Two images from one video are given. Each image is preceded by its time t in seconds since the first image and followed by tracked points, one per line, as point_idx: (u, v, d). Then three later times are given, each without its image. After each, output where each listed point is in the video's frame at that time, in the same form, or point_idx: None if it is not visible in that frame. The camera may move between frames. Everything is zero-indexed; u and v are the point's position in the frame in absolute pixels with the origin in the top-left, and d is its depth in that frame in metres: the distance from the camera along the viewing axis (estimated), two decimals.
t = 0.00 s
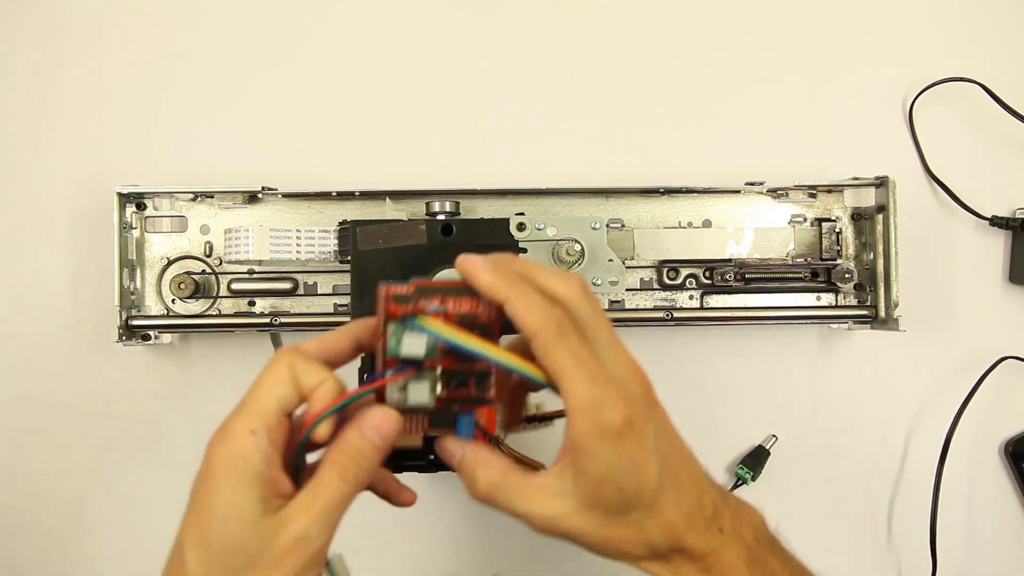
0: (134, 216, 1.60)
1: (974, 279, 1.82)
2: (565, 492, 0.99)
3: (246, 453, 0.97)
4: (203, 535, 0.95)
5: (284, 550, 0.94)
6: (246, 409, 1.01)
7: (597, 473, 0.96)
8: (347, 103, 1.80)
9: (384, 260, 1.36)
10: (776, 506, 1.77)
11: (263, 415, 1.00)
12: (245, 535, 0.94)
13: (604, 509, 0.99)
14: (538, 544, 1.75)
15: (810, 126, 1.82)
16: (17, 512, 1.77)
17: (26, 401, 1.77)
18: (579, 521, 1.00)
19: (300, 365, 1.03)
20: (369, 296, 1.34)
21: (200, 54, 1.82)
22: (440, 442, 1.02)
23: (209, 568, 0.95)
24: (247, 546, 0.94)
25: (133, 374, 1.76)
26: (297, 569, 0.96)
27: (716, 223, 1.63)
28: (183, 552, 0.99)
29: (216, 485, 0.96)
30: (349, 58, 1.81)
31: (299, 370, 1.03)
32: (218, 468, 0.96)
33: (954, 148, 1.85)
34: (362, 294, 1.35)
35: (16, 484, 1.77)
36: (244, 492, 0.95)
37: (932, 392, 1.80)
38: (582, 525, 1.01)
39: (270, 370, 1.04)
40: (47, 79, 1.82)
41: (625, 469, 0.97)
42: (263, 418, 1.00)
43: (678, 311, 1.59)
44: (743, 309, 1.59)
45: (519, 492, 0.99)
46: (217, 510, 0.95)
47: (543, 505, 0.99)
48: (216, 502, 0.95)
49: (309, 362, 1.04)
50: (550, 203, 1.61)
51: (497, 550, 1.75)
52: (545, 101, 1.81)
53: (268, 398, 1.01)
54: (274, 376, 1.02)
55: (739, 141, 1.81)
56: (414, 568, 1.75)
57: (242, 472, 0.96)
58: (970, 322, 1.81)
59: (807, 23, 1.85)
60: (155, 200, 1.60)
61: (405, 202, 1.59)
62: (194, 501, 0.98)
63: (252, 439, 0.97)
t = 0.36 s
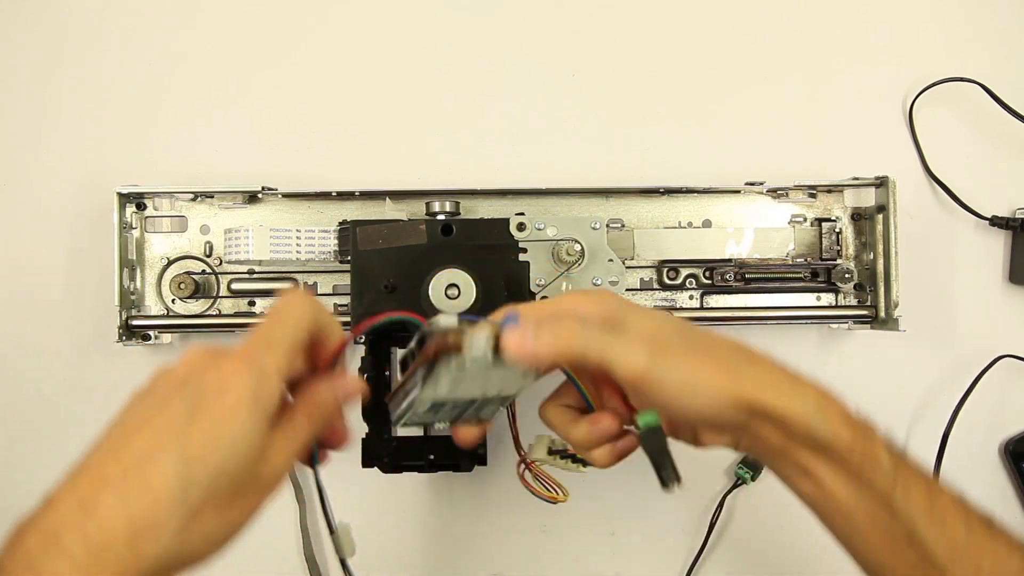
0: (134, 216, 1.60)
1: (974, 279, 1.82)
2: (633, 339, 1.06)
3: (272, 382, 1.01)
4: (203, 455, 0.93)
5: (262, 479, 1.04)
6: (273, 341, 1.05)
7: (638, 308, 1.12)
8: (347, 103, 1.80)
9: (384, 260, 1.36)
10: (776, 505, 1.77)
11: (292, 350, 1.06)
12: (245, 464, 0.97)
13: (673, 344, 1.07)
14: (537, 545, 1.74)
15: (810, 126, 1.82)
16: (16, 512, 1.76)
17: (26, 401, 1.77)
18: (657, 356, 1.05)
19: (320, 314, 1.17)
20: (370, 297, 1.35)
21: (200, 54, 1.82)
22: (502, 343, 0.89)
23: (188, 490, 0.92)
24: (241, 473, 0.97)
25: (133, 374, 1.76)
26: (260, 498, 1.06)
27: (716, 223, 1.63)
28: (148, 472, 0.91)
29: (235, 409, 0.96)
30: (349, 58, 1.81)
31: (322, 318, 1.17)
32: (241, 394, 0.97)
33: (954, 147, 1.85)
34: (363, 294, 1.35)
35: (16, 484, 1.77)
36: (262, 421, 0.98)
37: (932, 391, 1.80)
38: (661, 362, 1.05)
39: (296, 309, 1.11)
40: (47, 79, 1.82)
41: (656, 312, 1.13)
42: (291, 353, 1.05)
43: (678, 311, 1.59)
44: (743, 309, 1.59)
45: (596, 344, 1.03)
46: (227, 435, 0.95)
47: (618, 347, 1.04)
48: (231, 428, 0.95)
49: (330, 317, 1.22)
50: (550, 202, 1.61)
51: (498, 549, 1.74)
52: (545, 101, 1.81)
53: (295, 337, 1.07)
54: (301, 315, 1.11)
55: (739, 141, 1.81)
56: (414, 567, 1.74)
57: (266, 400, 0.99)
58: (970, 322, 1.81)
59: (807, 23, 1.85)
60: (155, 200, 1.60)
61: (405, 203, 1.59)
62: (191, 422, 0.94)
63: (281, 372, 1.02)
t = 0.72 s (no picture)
0: (134, 216, 1.60)
1: (974, 279, 1.82)
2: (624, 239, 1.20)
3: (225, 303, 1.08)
4: (190, 384, 1.07)
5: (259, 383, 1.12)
6: (221, 261, 1.11)
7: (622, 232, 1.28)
8: (346, 103, 1.80)
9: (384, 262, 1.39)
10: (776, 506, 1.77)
11: (239, 265, 1.11)
12: (229, 381, 1.09)
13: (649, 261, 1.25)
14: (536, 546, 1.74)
15: (810, 126, 1.82)
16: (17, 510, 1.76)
17: (26, 401, 1.77)
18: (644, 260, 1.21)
19: (272, 210, 1.18)
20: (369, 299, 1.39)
21: (200, 54, 1.82)
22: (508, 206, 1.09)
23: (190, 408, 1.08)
24: (230, 391, 1.09)
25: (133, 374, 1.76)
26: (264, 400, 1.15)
27: (716, 223, 1.62)
28: (162, 403, 1.10)
29: (200, 340, 1.08)
30: (349, 58, 1.81)
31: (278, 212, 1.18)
32: (202, 324, 1.08)
33: (954, 147, 1.85)
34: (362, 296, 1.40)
35: (16, 485, 1.76)
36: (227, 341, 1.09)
37: (932, 391, 1.80)
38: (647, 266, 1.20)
39: (240, 218, 1.15)
40: (47, 79, 1.82)
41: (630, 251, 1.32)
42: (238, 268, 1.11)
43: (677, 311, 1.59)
44: (743, 309, 1.59)
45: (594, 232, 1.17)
46: (203, 361, 1.08)
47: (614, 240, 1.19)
48: (202, 357, 1.08)
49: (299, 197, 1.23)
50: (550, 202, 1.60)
51: (499, 549, 1.74)
52: (545, 101, 1.81)
53: (245, 254, 1.12)
54: (246, 224, 1.14)
55: (739, 141, 1.81)
56: (414, 568, 1.73)
57: (223, 320, 1.08)
58: (970, 322, 1.81)
59: (807, 23, 1.85)
60: (155, 200, 1.60)
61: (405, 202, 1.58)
62: (174, 357, 1.09)
63: (232, 289, 1.09)
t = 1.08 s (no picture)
0: (134, 216, 1.60)
1: (974, 279, 1.82)
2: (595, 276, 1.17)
3: (280, 449, 0.94)
4: (238, 517, 0.99)
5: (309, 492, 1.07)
6: (271, 403, 0.92)
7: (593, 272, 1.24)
8: (346, 103, 1.80)
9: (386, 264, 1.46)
10: (776, 506, 1.77)
11: (298, 403, 0.93)
12: (283, 507, 1.03)
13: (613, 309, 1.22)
14: (536, 546, 1.74)
15: (810, 126, 1.82)
16: (18, 510, 1.77)
17: (27, 401, 1.77)
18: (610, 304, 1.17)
19: (336, 338, 0.97)
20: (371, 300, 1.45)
21: (200, 54, 1.82)
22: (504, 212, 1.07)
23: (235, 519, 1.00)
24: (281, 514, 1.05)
25: (133, 374, 1.76)
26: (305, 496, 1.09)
27: (716, 223, 1.62)
28: (199, 515, 1.00)
29: (253, 485, 0.96)
30: (349, 58, 1.81)
31: (350, 350, 0.98)
32: (251, 472, 0.93)
33: (954, 147, 1.85)
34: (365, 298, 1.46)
35: (17, 485, 1.77)
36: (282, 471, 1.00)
37: (932, 391, 1.80)
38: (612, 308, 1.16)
39: (308, 371, 0.94)
40: (48, 80, 1.82)
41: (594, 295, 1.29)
42: (301, 406, 0.94)
43: (678, 311, 1.59)
44: (743, 309, 1.59)
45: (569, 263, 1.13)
46: (254, 501, 0.98)
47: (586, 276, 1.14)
48: (254, 497, 0.97)
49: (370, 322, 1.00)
50: (551, 203, 1.60)
51: (498, 549, 1.74)
52: (545, 101, 1.81)
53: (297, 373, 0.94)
54: (309, 368, 0.94)
55: (739, 141, 1.81)
56: (414, 568, 1.73)
57: (280, 462, 0.96)
58: (970, 322, 1.81)
59: (807, 23, 1.85)
60: (155, 200, 1.60)
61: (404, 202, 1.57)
62: (214, 495, 0.96)
63: (288, 436, 0.94)
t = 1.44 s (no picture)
0: (134, 216, 1.60)
1: (973, 279, 1.82)
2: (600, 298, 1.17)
3: (293, 441, 0.98)
4: (257, 507, 1.02)
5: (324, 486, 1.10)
6: (282, 395, 0.95)
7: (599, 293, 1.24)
8: (346, 103, 1.80)
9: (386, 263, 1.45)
10: (776, 506, 1.77)
11: (308, 395, 0.97)
12: (299, 499, 1.06)
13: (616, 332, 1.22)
14: (536, 546, 1.74)
15: (810, 126, 1.82)
16: (18, 510, 1.77)
17: (26, 401, 1.77)
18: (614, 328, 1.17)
19: (339, 332, 0.98)
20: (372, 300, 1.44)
21: (200, 54, 1.82)
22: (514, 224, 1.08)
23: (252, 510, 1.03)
24: (298, 506, 1.07)
25: (133, 374, 1.76)
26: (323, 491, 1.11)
27: (716, 223, 1.62)
28: (219, 506, 1.03)
29: (269, 475, 0.99)
30: (349, 58, 1.81)
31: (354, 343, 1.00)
32: (267, 461, 0.97)
33: (954, 147, 1.85)
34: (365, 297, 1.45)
35: (16, 484, 1.77)
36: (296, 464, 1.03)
37: (932, 391, 1.80)
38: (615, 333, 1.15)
39: (314, 364, 0.96)
40: (48, 80, 1.82)
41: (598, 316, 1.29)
42: (311, 398, 0.97)
43: (678, 311, 1.59)
44: (743, 309, 1.59)
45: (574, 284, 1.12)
46: (270, 491, 1.01)
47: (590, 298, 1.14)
48: (270, 488, 1.01)
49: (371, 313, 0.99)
50: (551, 203, 1.60)
51: (497, 549, 1.74)
52: (544, 100, 1.81)
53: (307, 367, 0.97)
54: (310, 362, 0.96)
55: (739, 141, 1.81)
56: (414, 568, 1.73)
57: (295, 453, 1.00)
58: (970, 322, 1.81)
59: (807, 23, 1.85)
60: (155, 200, 1.60)
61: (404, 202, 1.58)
62: (234, 484, 1.00)
63: (300, 428, 0.98)
